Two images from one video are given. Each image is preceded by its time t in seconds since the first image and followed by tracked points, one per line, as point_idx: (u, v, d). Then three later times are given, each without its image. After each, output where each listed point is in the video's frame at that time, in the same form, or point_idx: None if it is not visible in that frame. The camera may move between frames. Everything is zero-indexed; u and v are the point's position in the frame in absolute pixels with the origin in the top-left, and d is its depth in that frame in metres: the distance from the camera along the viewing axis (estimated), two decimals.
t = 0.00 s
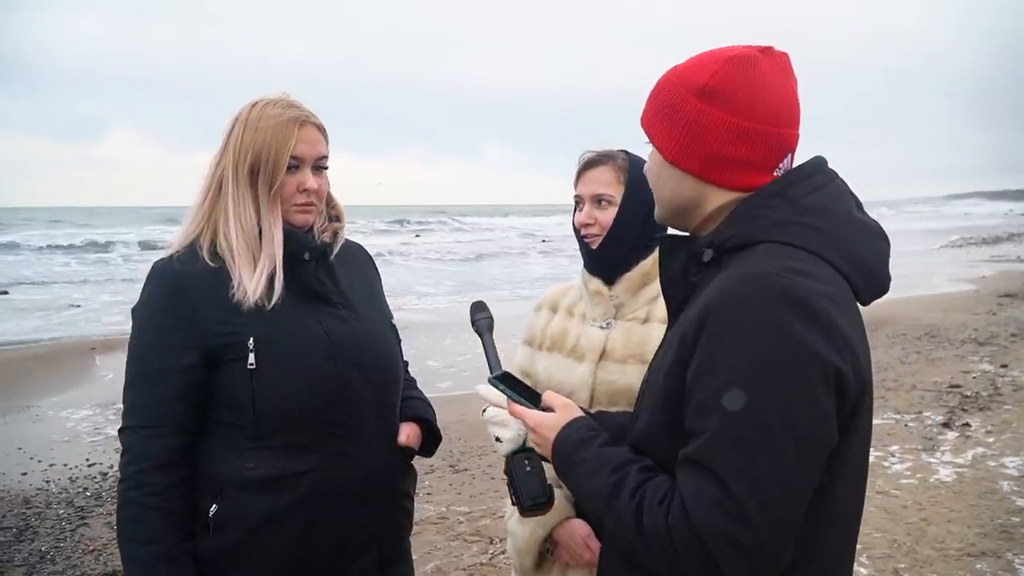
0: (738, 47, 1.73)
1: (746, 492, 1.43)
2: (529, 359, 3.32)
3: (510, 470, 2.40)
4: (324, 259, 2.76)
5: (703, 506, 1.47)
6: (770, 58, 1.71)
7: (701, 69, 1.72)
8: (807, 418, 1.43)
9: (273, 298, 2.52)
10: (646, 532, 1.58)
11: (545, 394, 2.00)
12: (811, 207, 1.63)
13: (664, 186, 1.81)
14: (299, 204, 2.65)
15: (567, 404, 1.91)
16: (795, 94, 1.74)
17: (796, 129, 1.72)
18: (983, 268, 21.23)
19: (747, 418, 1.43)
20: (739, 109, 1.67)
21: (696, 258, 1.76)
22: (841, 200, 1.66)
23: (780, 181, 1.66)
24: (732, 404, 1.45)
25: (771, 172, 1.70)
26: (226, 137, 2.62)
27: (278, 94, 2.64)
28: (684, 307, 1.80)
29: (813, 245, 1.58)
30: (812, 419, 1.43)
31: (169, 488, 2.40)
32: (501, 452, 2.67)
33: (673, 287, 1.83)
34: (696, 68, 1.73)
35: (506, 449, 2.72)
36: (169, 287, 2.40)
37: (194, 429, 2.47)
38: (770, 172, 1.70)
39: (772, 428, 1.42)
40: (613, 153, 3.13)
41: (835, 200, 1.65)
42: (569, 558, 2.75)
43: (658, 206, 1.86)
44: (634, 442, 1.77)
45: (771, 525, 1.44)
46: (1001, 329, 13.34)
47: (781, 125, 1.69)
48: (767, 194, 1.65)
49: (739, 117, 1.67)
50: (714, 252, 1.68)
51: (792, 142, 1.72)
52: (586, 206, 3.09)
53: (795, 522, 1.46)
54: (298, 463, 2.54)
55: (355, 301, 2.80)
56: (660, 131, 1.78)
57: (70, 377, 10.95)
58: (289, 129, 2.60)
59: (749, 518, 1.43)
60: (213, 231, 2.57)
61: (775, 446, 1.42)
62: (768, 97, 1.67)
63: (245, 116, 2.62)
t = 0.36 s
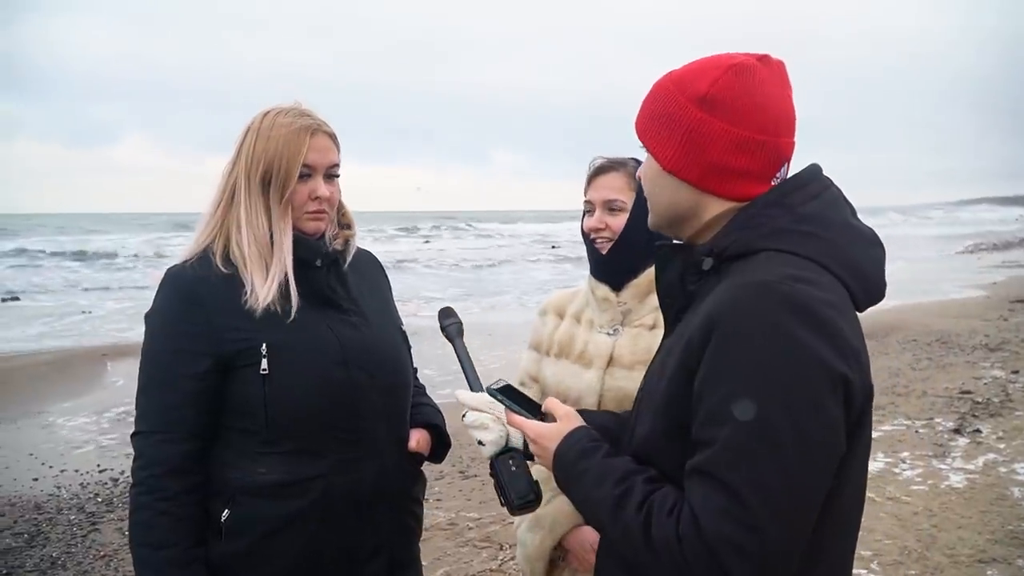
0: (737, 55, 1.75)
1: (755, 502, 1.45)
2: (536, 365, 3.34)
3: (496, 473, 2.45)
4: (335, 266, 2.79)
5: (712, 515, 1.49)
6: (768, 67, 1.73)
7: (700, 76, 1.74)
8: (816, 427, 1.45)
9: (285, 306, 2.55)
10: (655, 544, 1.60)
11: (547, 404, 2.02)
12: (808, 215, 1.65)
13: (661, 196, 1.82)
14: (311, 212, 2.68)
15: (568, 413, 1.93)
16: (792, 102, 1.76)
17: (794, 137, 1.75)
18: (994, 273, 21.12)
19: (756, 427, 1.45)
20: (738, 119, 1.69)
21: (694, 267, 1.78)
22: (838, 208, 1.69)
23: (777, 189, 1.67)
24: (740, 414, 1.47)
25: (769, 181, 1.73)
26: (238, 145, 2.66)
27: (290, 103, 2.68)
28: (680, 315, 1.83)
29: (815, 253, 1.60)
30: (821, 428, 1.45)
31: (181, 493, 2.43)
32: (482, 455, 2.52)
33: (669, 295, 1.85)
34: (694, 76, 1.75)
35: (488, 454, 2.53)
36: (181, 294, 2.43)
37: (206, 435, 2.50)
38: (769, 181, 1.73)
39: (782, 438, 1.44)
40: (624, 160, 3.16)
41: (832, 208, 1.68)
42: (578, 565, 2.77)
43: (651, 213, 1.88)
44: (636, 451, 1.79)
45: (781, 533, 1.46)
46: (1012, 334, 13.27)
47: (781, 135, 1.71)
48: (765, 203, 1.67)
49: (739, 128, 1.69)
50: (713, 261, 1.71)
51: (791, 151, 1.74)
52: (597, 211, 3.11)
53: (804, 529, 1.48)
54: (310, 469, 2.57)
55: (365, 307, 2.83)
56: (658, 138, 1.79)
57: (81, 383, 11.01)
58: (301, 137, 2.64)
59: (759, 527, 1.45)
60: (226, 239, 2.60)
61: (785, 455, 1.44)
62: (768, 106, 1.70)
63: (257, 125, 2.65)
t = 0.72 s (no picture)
0: (744, 63, 1.75)
1: (772, 509, 1.44)
2: (549, 370, 3.34)
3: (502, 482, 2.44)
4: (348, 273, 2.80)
5: (728, 523, 1.48)
6: (775, 74, 1.73)
7: (704, 84, 1.74)
8: (834, 434, 1.45)
9: (298, 313, 2.55)
10: (669, 552, 1.59)
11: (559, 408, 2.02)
12: (824, 221, 1.65)
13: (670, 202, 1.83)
14: (324, 219, 2.69)
15: (581, 420, 1.93)
16: (802, 109, 1.75)
17: (804, 144, 1.74)
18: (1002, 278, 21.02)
19: (773, 434, 1.44)
20: (745, 126, 1.69)
21: (706, 272, 1.78)
22: (853, 215, 1.69)
23: (793, 195, 1.67)
24: (757, 420, 1.46)
25: (777, 189, 1.73)
26: (252, 153, 2.67)
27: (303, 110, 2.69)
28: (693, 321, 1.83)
29: (831, 260, 1.60)
30: (839, 435, 1.45)
31: (194, 501, 2.44)
32: (489, 463, 2.53)
33: (682, 301, 1.86)
34: (701, 84, 1.75)
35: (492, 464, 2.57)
36: (194, 301, 2.44)
37: (219, 442, 2.50)
38: (778, 188, 1.72)
39: (799, 445, 1.43)
40: (637, 167, 3.16)
41: (847, 215, 1.68)
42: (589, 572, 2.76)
43: (667, 221, 1.89)
44: (648, 458, 1.78)
45: (798, 540, 1.46)
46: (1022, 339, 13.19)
47: (791, 141, 1.71)
48: (780, 209, 1.67)
49: (746, 135, 1.69)
50: (727, 266, 1.70)
51: (802, 156, 1.74)
52: (610, 222, 3.13)
53: (821, 537, 1.48)
54: (322, 477, 2.57)
55: (378, 314, 2.83)
56: (669, 146, 1.80)
57: (89, 390, 11.05)
58: (316, 144, 2.65)
59: (775, 535, 1.45)
60: (239, 246, 2.61)
61: (802, 462, 1.44)
62: (778, 112, 1.69)
63: (270, 132, 2.67)
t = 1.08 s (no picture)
0: (774, 63, 1.74)
1: (784, 510, 1.43)
2: (553, 372, 3.33)
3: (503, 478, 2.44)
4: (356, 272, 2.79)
5: (739, 524, 1.48)
6: (806, 77, 1.72)
7: (734, 83, 1.73)
8: (848, 436, 1.44)
9: (304, 312, 2.55)
10: (678, 553, 1.58)
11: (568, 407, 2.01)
12: (841, 224, 1.64)
13: (688, 200, 1.82)
14: (331, 216, 2.69)
15: (589, 419, 1.92)
16: (828, 114, 1.75)
17: (826, 149, 1.74)
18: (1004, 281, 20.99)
19: (787, 434, 1.43)
20: (777, 129, 1.68)
21: (719, 273, 1.77)
22: (868, 218, 1.68)
23: (812, 197, 1.66)
24: (771, 420, 1.45)
25: (799, 192, 1.73)
26: (257, 150, 2.66)
27: (309, 107, 2.68)
28: (704, 320, 1.82)
29: (846, 262, 1.59)
30: (853, 437, 1.44)
31: (198, 500, 2.43)
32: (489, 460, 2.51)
33: (693, 300, 1.85)
34: (730, 81, 1.74)
35: (493, 461, 2.52)
36: (200, 299, 2.43)
37: (224, 441, 2.49)
38: (801, 191, 1.73)
39: (814, 446, 1.42)
40: (643, 167, 3.15)
41: (864, 219, 1.67)
42: None
43: (677, 215, 1.88)
44: (657, 457, 1.77)
45: (810, 542, 1.45)
46: None
47: (816, 146, 1.72)
48: (799, 211, 1.66)
49: (777, 137, 1.68)
50: (741, 267, 1.70)
51: (824, 162, 1.74)
52: (616, 222, 3.12)
53: (833, 540, 1.47)
54: (327, 477, 2.56)
55: (385, 315, 2.82)
56: (690, 142, 1.79)
57: (89, 388, 11.06)
58: (322, 141, 2.64)
59: (787, 536, 1.44)
60: (244, 244, 2.60)
61: (816, 463, 1.43)
62: (807, 116, 1.69)
63: (276, 130, 2.66)
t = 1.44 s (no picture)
0: (769, 61, 1.69)
1: (797, 510, 1.41)
2: (544, 370, 3.29)
3: (490, 474, 2.42)
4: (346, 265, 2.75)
5: (751, 525, 1.44)
6: (800, 75, 1.69)
7: (729, 82, 1.69)
8: (859, 434, 1.41)
9: (297, 306, 2.50)
10: (687, 555, 1.55)
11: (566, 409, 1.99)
12: (837, 222, 1.60)
13: (681, 199, 1.77)
14: (324, 208, 2.65)
15: (589, 421, 1.88)
16: (822, 111, 1.71)
17: (821, 147, 1.71)
18: (995, 280, 21.07)
19: (799, 434, 1.40)
20: (775, 128, 1.64)
21: (715, 271, 1.73)
22: (863, 215, 1.64)
23: (805, 195, 1.62)
24: (782, 420, 1.42)
25: (796, 190, 1.69)
26: (249, 141, 2.61)
27: (301, 97, 2.63)
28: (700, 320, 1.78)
29: (846, 260, 1.56)
30: (865, 435, 1.41)
31: (191, 495, 2.39)
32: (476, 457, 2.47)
33: (686, 300, 1.81)
34: (724, 80, 1.69)
35: (480, 457, 2.49)
36: (191, 291, 2.37)
37: (217, 437, 2.44)
38: (796, 190, 1.69)
39: (826, 445, 1.39)
40: (636, 163, 3.09)
41: (858, 215, 1.63)
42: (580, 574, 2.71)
43: (668, 214, 1.84)
44: (658, 458, 1.73)
45: (824, 541, 1.42)
46: (1015, 340, 13.20)
47: (813, 145, 1.68)
48: (794, 209, 1.62)
49: (776, 136, 1.64)
50: (738, 266, 1.66)
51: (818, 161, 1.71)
52: (608, 218, 3.06)
53: (845, 538, 1.44)
54: (322, 471, 2.52)
55: (377, 307, 2.78)
56: (683, 142, 1.74)
57: (79, 378, 10.97)
58: (316, 132, 2.60)
59: (800, 536, 1.41)
60: (235, 237, 2.55)
61: (828, 462, 1.40)
62: (803, 115, 1.66)
63: (267, 121, 2.60)
